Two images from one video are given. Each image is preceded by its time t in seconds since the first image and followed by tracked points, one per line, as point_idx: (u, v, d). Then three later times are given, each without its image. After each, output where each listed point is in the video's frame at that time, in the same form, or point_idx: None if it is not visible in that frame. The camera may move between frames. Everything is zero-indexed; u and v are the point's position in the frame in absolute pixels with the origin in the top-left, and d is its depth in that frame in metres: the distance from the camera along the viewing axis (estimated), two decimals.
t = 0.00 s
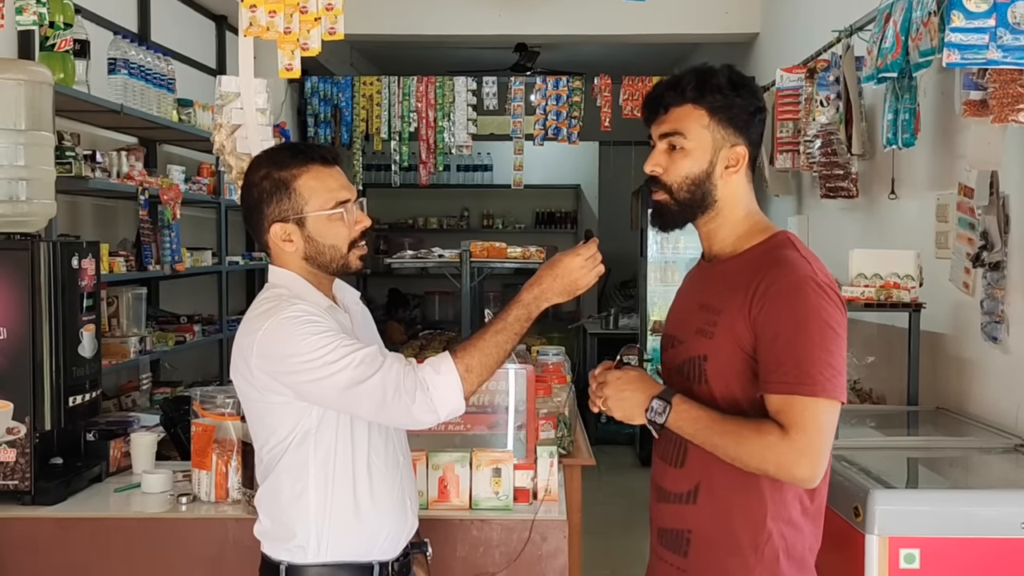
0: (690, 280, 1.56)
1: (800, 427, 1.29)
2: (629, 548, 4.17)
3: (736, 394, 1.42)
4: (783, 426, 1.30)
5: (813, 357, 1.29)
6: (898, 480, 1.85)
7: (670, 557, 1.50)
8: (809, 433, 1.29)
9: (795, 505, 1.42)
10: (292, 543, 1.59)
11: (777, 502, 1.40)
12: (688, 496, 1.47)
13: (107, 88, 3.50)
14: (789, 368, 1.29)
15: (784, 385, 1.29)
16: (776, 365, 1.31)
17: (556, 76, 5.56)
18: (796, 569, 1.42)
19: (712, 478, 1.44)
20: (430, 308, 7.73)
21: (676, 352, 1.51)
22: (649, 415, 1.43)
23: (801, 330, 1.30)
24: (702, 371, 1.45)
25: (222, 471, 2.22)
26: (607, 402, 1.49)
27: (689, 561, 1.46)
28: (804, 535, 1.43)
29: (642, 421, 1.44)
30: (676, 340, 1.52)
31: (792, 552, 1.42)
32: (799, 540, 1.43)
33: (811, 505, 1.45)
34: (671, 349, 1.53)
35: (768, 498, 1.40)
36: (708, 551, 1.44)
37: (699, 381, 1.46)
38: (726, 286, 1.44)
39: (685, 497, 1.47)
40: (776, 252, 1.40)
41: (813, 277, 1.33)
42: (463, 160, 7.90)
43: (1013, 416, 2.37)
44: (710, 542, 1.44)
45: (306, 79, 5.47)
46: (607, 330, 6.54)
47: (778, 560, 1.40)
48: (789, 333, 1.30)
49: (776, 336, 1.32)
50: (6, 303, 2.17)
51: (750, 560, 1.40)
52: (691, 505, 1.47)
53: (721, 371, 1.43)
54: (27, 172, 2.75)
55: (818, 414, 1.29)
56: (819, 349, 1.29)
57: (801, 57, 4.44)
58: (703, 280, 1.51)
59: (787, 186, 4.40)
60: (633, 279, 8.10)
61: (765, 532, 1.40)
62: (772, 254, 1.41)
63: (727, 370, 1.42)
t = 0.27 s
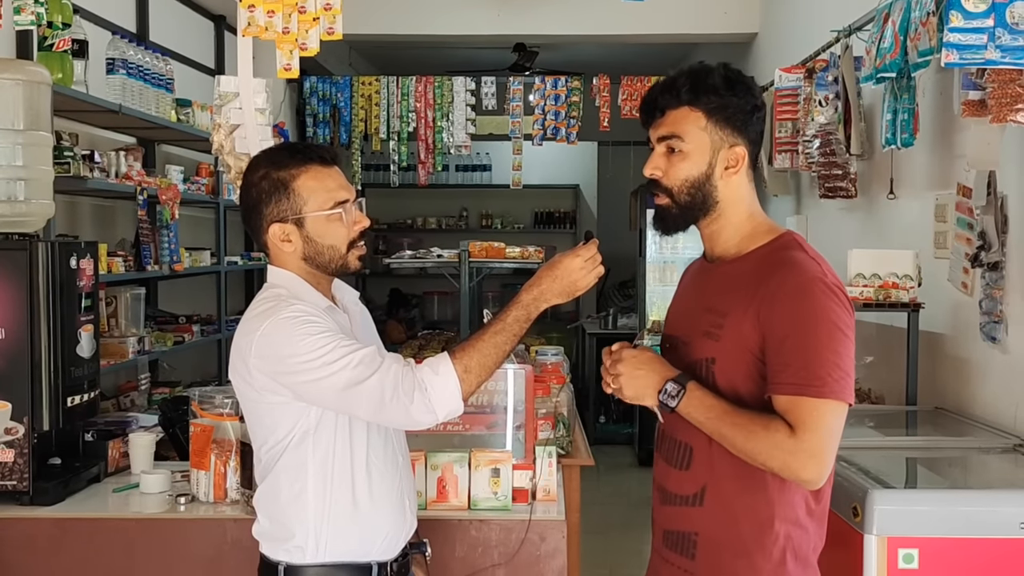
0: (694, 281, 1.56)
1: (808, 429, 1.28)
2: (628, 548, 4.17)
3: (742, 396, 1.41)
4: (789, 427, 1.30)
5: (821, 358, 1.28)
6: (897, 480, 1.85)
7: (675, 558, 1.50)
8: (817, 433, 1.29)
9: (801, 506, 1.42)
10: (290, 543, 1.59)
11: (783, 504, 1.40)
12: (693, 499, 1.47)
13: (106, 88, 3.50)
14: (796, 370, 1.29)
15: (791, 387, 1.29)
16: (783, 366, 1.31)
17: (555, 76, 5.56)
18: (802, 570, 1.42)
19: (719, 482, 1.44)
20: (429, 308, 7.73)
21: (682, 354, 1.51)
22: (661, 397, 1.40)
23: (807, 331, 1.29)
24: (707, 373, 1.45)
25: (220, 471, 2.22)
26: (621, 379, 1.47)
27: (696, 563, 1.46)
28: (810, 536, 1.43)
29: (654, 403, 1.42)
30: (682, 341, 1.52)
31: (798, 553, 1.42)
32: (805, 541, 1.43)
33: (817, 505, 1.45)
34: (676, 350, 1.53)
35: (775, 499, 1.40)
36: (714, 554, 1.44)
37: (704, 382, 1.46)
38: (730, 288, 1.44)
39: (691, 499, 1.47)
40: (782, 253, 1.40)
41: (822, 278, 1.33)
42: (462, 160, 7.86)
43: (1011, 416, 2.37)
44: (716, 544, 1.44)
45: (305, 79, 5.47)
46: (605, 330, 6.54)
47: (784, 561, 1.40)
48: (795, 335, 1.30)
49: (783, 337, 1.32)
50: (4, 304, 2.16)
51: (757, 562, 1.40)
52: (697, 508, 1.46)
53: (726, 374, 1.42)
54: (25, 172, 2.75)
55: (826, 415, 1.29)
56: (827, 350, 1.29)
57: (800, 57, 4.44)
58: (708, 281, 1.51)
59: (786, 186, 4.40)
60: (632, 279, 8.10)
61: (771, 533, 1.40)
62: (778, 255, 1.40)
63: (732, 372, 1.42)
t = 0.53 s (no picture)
0: (695, 282, 1.56)
1: (814, 432, 1.28)
2: (626, 548, 4.17)
3: (746, 397, 1.41)
4: (796, 431, 1.29)
5: (827, 360, 1.28)
6: (895, 480, 1.85)
7: (676, 559, 1.50)
8: (823, 437, 1.28)
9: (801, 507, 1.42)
10: (288, 544, 1.59)
11: (784, 505, 1.40)
12: (694, 500, 1.47)
13: (104, 88, 3.50)
14: (802, 373, 1.29)
15: (797, 390, 1.29)
16: (788, 369, 1.30)
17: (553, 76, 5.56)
18: (802, 571, 1.42)
19: (721, 483, 1.44)
20: (427, 308, 7.73)
21: (684, 355, 1.51)
22: (654, 442, 1.41)
23: (812, 334, 1.29)
24: (709, 374, 1.45)
25: (218, 472, 2.21)
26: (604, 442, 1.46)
27: (696, 564, 1.46)
28: (810, 537, 1.43)
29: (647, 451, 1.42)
30: (684, 342, 1.51)
31: (798, 554, 1.42)
32: (805, 542, 1.43)
33: (817, 507, 1.45)
34: (677, 350, 1.53)
35: (776, 500, 1.40)
36: (714, 554, 1.44)
37: (706, 384, 1.45)
38: (733, 290, 1.44)
39: (692, 500, 1.47)
40: (786, 254, 1.40)
41: (826, 280, 1.33)
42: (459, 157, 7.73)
43: (1009, 416, 2.37)
44: (717, 544, 1.43)
45: (304, 80, 5.47)
46: (604, 330, 6.55)
47: (784, 561, 1.40)
48: (801, 337, 1.30)
49: (788, 339, 1.31)
50: (2, 304, 2.16)
51: (758, 562, 1.40)
52: (698, 509, 1.46)
53: (729, 375, 1.42)
54: (23, 172, 2.75)
55: (832, 418, 1.28)
56: (833, 352, 1.28)
57: (798, 57, 4.45)
58: (710, 282, 1.50)
59: (784, 186, 4.40)
60: (630, 279, 8.10)
61: (772, 534, 1.40)
62: (781, 256, 1.40)
63: (734, 374, 1.41)
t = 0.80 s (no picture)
0: (694, 283, 1.55)
1: (817, 432, 1.28)
2: (625, 548, 4.17)
3: (747, 398, 1.41)
4: (800, 431, 1.29)
5: (828, 360, 1.28)
6: (894, 480, 1.85)
7: (672, 559, 1.49)
8: (827, 437, 1.28)
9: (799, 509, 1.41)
10: (286, 544, 1.59)
11: (781, 506, 1.40)
12: (691, 501, 1.47)
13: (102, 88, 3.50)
14: (804, 373, 1.28)
15: (800, 390, 1.28)
16: (789, 369, 1.30)
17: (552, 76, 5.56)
18: (799, 572, 1.41)
19: (717, 483, 1.44)
20: (426, 308, 7.73)
21: (682, 355, 1.51)
22: (659, 447, 1.41)
23: (813, 333, 1.29)
24: (708, 375, 1.44)
25: (216, 472, 2.21)
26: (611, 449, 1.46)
27: (693, 564, 1.46)
28: (808, 539, 1.43)
29: (651, 456, 1.42)
30: (682, 342, 1.51)
31: (796, 556, 1.41)
32: (803, 544, 1.42)
33: (815, 509, 1.44)
34: (675, 350, 1.53)
35: (772, 501, 1.39)
36: (711, 554, 1.43)
37: (704, 384, 1.45)
38: (732, 290, 1.43)
39: (689, 501, 1.47)
40: (784, 254, 1.39)
41: (825, 279, 1.33)
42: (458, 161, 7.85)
43: (1008, 416, 2.37)
44: (713, 545, 1.43)
45: (302, 80, 5.47)
46: (602, 330, 6.55)
47: (781, 562, 1.39)
48: (802, 337, 1.29)
49: (788, 339, 1.31)
50: None
51: (754, 563, 1.39)
52: (695, 509, 1.46)
53: (728, 375, 1.41)
54: (21, 172, 2.74)
55: (835, 417, 1.28)
56: (834, 351, 1.28)
57: (797, 57, 4.44)
58: (708, 283, 1.50)
59: (782, 186, 4.40)
60: (629, 279, 8.10)
61: (768, 535, 1.40)
62: (779, 256, 1.40)
63: (734, 373, 1.41)
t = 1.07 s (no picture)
0: (693, 282, 1.55)
1: (813, 432, 1.28)
2: (624, 548, 4.17)
3: (744, 398, 1.41)
4: (796, 432, 1.29)
5: (825, 360, 1.28)
6: (893, 480, 1.85)
7: (671, 559, 1.50)
8: (823, 438, 1.28)
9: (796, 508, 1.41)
10: (285, 544, 1.59)
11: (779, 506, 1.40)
12: (690, 500, 1.47)
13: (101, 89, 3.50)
14: (801, 373, 1.28)
15: (796, 390, 1.28)
16: (786, 369, 1.30)
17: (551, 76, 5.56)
18: (797, 572, 1.41)
19: (715, 483, 1.44)
20: (425, 308, 7.73)
21: (680, 355, 1.51)
22: (653, 456, 1.42)
23: (810, 334, 1.29)
24: (705, 374, 1.45)
25: (216, 472, 2.21)
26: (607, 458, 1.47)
27: (691, 564, 1.46)
28: (807, 538, 1.43)
29: (647, 465, 1.43)
30: (680, 342, 1.51)
31: (795, 555, 1.41)
32: (801, 543, 1.42)
33: (813, 509, 1.44)
34: (673, 350, 1.53)
35: (771, 501, 1.39)
36: (710, 553, 1.44)
37: (702, 384, 1.45)
38: (729, 291, 1.44)
39: (687, 500, 1.47)
40: (781, 254, 1.40)
41: (821, 279, 1.33)
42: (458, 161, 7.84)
43: (1007, 416, 2.37)
44: (712, 544, 1.43)
45: (301, 80, 5.47)
46: (602, 330, 6.55)
47: (779, 562, 1.39)
48: (798, 338, 1.29)
49: (785, 339, 1.31)
50: None
51: (752, 563, 1.39)
52: (693, 508, 1.47)
53: (725, 375, 1.42)
54: (20, 173, 2.75)
55: (831, 418, 1.28)
56: (830, 352, 1.28)
57: (796, 57, 4.45)
58: (706, 282, 1.50)
59: (782, 186, 4.40)
60: (629, 279, 8.10)
61: (767, 535, 1.40)
62: (777, 256, 1.40)
63: (730, 374, 1.41)
